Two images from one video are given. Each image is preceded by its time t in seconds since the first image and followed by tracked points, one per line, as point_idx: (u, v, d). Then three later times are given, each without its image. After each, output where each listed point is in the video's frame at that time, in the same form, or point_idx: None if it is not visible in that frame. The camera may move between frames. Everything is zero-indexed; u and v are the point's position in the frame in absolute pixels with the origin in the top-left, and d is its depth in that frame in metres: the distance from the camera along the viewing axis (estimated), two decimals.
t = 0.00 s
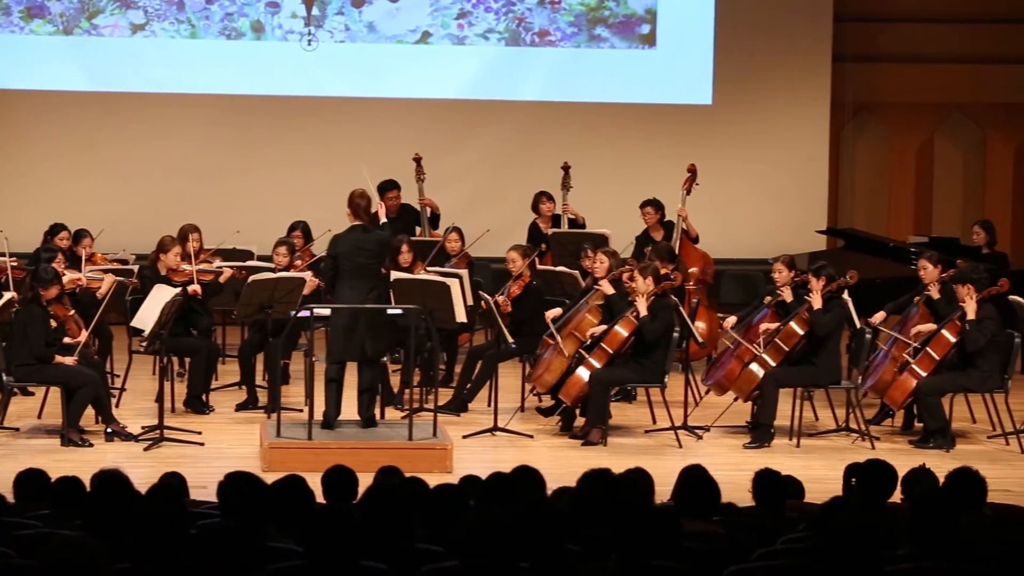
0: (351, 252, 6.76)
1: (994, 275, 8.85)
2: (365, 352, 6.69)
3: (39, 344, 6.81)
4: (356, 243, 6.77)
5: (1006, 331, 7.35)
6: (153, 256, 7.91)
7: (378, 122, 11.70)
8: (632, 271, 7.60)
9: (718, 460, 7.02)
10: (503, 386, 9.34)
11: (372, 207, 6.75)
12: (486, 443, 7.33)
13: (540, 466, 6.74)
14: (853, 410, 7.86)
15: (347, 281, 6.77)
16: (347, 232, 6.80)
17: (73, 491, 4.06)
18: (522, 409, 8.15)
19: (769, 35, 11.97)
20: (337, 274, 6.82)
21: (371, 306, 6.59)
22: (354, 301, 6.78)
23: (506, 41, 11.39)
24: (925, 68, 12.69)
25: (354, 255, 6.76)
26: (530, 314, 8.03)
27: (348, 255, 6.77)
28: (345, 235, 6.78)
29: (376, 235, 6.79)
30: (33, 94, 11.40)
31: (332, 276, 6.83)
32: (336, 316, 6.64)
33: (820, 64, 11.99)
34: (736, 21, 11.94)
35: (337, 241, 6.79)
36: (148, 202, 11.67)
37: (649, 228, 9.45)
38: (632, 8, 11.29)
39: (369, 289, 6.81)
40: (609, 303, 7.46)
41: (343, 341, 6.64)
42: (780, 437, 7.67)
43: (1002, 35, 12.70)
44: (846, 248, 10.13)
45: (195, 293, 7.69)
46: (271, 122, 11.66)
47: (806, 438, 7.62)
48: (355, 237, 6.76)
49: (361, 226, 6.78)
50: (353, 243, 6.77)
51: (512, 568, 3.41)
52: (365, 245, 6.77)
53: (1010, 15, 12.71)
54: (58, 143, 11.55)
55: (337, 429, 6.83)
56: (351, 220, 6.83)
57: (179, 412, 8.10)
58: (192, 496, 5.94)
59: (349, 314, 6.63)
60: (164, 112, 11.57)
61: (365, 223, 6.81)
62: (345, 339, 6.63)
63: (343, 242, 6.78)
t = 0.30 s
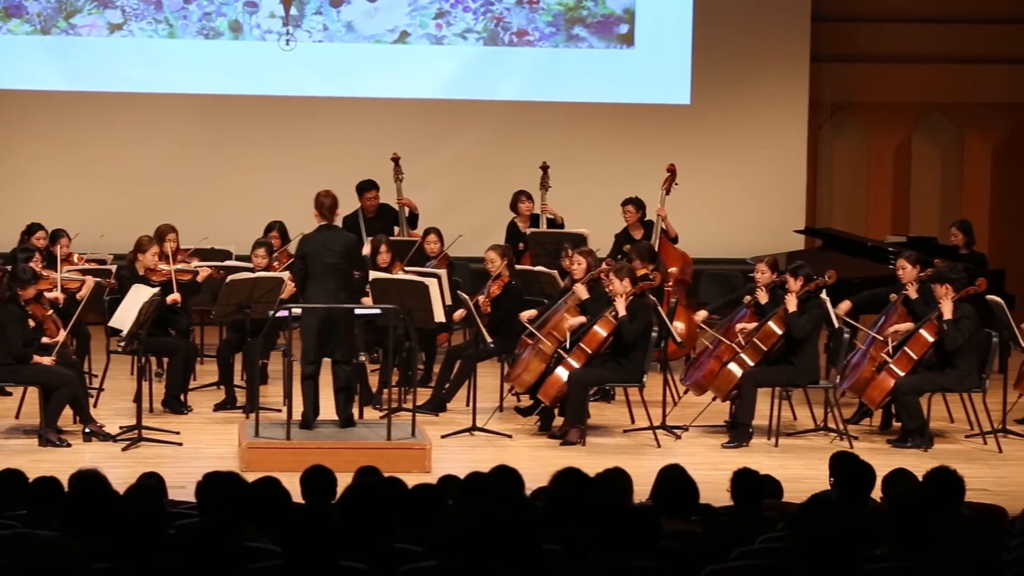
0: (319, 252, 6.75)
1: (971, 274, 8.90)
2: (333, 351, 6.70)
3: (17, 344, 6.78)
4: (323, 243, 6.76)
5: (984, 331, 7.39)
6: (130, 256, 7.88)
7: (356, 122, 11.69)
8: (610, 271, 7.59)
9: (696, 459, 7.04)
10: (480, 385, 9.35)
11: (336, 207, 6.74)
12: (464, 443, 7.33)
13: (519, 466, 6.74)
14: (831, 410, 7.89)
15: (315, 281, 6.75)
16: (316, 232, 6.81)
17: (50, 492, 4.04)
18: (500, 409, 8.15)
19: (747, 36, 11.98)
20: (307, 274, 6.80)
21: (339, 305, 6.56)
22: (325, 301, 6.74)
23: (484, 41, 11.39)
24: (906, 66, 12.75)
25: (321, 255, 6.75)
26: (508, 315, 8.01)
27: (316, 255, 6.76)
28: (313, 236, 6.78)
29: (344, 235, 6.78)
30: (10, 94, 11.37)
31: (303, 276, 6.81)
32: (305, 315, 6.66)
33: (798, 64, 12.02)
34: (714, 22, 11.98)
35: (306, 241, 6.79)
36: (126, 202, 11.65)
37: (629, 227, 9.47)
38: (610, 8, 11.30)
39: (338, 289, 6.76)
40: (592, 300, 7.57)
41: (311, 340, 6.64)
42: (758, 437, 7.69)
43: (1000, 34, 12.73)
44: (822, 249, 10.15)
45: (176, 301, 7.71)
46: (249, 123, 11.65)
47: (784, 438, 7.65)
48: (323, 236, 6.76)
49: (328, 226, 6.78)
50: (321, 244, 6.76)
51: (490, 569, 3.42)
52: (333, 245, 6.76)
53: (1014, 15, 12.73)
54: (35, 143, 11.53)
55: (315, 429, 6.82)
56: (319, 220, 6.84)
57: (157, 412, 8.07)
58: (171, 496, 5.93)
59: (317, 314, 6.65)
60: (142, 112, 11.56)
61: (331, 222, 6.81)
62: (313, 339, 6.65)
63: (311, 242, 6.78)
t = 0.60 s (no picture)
0: (294, 253, 6.76)
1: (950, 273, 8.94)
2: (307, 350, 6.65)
3: None
4: (296, 244, 6.78)
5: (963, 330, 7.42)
6: (109, 256, 7.84)
7: (335, 122, 11.67)
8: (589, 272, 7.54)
9: (675, 459, 7.05)
10: (459, 385, 9.35)
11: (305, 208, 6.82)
12: (443, 443, 7.33)
13: (498, 466, 6.74)
14: (809, 409, 7.92)
15: (289, 282, 6.75)
16: (287, 235, 6.83)
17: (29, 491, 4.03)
18: (479, 408, 8.16)
19: (726, 35, 11.98)
20: (280, 276, 6.79)
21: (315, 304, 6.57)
22: (300, 301, 6.75)
23: (463, 40, 11.38)
24: (885, 67, 12.78)
25: (296, 256, 6.76)
26: (486, 313, 8.02)
27: (289, 256, 6.77)
28: (288, 238, 6.80)
29: (318, 237, 6.81)
30: None
31: (277, 279, 6.80)
32: (279, 316, 6.64)
33: (776, 65, 12.04)
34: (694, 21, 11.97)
35: (280, 244, 6.79)
36: (104, 201, 11.62)
37: (610, 226, 9.49)
38: (589, 7, 11.30)
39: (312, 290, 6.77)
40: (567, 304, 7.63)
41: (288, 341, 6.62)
42: (737, 436, 7.71)
43: (996, 35, 12.80)
44: (801, 248, 10.16)
45: (150, 304, 7.70)
46: (228, 122, 11.63)
47: (762, 437, 7.68)
48: (297, 238, 6.78)
49: (299, 228, 6.83)
50: (295, 245, 6.78)
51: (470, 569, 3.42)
52: (306, 246, 6.78)
53: (1015, 15, 12.78)
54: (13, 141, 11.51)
55: (294, 429, 6.81)
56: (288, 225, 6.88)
57: (136, 412, 8.05)
58: (149, 496, 5.91)
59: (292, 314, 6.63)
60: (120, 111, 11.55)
61: (302, 225, 6.86)
62: (287, 339, 6.62)
63: (284, 244, 6.79)
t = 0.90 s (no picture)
0: (267, 253, 6.74)
1: (926, 273, 8.98)
2: (279, 348, 6.63)
3: None
4: (268, 244, 6.76)
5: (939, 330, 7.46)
6: (85, 257, 7.79)
7: (311, 122, 11.65)
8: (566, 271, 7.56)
9: (651, 459, 7.08)
10: (436, 384, 9.35)
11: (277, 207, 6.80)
12: (420, 442, 7.32)
13: (475, 465, 6.75)
14: (786, 409, 7.95)
15: (263, 282, 6.73)
16: (260, 235, 6.81)
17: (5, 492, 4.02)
18: (456, 408, 8.16)
19: (703, 35, 11.99)
20: (254, 276, 6.77)
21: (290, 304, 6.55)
22: (275, 301, 6.74)
23: (440, 40, 11.37)
24: (860, 69, 12.82)
25: (269, 256, 6.74)
26: (462, 313, 8.01)
27: (262, 256, 6.75)
28: (260, 238, 6.78)
29: (290, 236, 6.79)
30: None
31: (250, 279, 6.78)
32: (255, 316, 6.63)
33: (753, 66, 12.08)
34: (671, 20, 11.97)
35: (253, 244, 6.77)
36: (80, 200, 11.58)
37: (588, 225, 9.51)
38: (565, 7, 11.30)
39: (286, 290, 6.76)
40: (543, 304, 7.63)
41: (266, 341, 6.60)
42: (714, 436, 7.73)
43: (965, 35, 12.85)
44: (777, 248, 10.20)
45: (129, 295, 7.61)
46: (204, 122, 11.60)
47: (739, 437, 7.71)
48: (270, 238, 6.77)
49: (271, 227, 6.81)
50: (268, 245, 6.76)
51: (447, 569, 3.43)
52: (279, 245, 6.76)
53: (987, 15, 12.85)
54: None
55: (270, 429, 6.80)
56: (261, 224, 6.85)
57: (112, 412, 8.02)
58: (125, 497, 5.90)
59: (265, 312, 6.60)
60: (96, 111, 11.52)
61: (274, 224, 6.83)
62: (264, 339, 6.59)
63: (257, 244, 6.77)
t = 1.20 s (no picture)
0: (240, 253, 6.71)
1: (902, 273, 9.03)
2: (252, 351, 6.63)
3: None
4: (242, 243, 6.73)
5: (914, 330, 7.50)
6: (60, 257, 7.74)
7: (287, 121, 11.62)
8: (543, 271, 7.57)
9: (628, 458, 7.09)
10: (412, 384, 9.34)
11: (254, 205, 6.74)
12: (397, 442, 7.32)
13: (451, 465, 6.75)
14: (762, 408, 7.99)
15: (236, 282, 6.72)
16: (235, 233, 6.77)
17: None
18: (432, 408, 8.16)
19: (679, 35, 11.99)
20: (228, 275, 6.76)
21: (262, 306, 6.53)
22: (247, 301, 6.73)
23: (416, 40, 11.37)
24: (838, 68, 12.85)
25: (242, 255, 6.71)
26: (438, 313, 8.01)
27: (236, 255, 6.72)
28: (233, 237, 6.75)
29: (264, 234, 6.74)
30: None
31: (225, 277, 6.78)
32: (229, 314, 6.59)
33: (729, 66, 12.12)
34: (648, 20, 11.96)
35: (227, 243, 6.74)
36: (55, 199, 11.54)
37: (565, 224, 9.51)
38: (542, 7, 11.32)
39: (259, 290, 6.75)
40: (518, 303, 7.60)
41: (241, 342, 6.59)
42: (690, 435, 7.76)
43: (937, 35, 12.87)
44: (754, 247, 10.22)
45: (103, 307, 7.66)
46: (180, 122, 11.55)
47: (715, 436, 7.73)
48: (243, 237, 6.72)
49: (246, 225, 6.76)
50: (242, 244, 6.72)
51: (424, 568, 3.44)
52: (253, 244, 6.72)
53: (960, 15, 12.87)
54: None
55: (246, 429, 6.77)
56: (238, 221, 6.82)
57: (88, 412, 7.98)
58: (101, 497, 5.87)
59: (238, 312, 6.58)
60: (71, 110, 11.47)
61: (250, 222, 6.78)
62: (237, 339, 6.58)
63: (231, 242, 6.73)
